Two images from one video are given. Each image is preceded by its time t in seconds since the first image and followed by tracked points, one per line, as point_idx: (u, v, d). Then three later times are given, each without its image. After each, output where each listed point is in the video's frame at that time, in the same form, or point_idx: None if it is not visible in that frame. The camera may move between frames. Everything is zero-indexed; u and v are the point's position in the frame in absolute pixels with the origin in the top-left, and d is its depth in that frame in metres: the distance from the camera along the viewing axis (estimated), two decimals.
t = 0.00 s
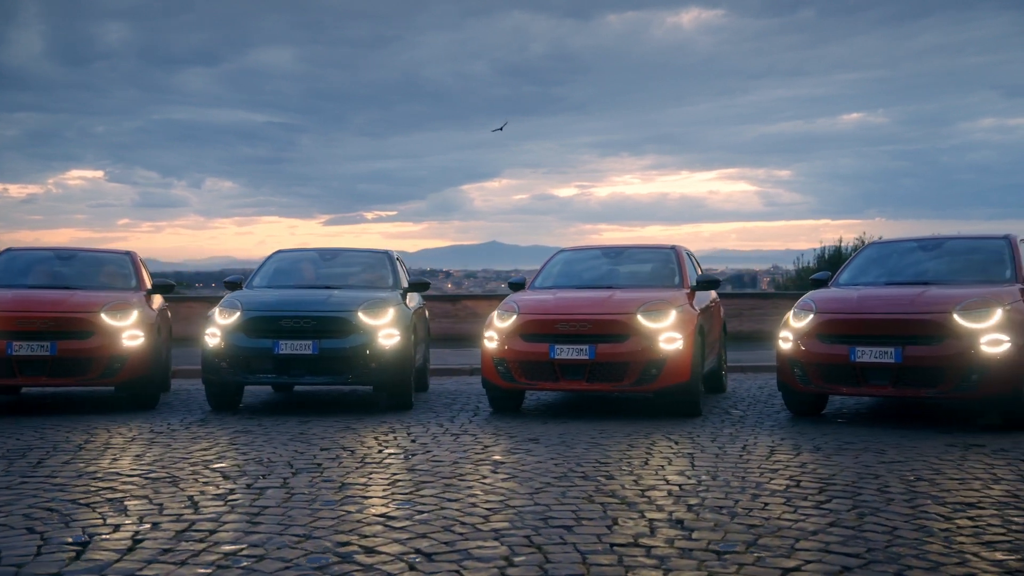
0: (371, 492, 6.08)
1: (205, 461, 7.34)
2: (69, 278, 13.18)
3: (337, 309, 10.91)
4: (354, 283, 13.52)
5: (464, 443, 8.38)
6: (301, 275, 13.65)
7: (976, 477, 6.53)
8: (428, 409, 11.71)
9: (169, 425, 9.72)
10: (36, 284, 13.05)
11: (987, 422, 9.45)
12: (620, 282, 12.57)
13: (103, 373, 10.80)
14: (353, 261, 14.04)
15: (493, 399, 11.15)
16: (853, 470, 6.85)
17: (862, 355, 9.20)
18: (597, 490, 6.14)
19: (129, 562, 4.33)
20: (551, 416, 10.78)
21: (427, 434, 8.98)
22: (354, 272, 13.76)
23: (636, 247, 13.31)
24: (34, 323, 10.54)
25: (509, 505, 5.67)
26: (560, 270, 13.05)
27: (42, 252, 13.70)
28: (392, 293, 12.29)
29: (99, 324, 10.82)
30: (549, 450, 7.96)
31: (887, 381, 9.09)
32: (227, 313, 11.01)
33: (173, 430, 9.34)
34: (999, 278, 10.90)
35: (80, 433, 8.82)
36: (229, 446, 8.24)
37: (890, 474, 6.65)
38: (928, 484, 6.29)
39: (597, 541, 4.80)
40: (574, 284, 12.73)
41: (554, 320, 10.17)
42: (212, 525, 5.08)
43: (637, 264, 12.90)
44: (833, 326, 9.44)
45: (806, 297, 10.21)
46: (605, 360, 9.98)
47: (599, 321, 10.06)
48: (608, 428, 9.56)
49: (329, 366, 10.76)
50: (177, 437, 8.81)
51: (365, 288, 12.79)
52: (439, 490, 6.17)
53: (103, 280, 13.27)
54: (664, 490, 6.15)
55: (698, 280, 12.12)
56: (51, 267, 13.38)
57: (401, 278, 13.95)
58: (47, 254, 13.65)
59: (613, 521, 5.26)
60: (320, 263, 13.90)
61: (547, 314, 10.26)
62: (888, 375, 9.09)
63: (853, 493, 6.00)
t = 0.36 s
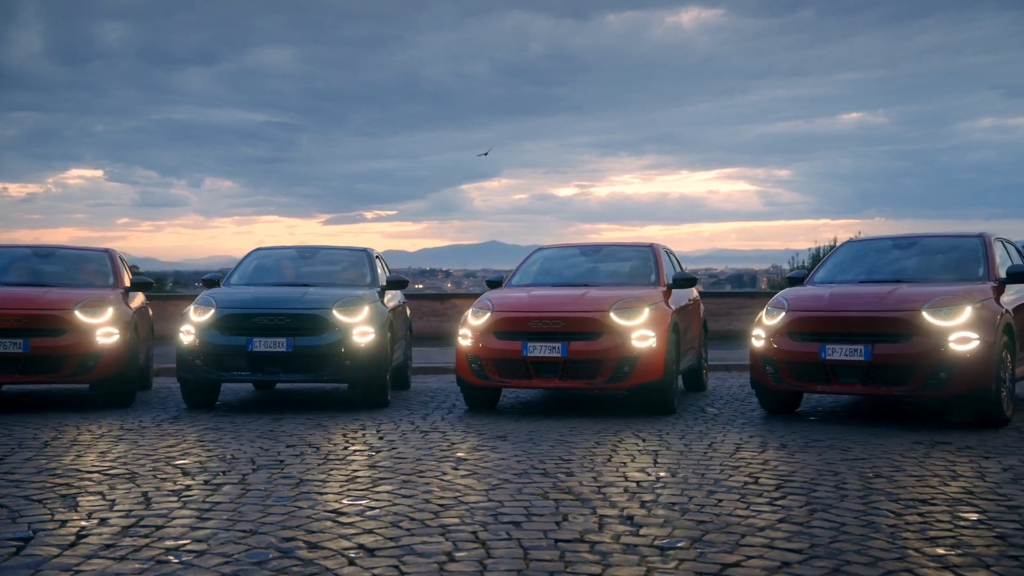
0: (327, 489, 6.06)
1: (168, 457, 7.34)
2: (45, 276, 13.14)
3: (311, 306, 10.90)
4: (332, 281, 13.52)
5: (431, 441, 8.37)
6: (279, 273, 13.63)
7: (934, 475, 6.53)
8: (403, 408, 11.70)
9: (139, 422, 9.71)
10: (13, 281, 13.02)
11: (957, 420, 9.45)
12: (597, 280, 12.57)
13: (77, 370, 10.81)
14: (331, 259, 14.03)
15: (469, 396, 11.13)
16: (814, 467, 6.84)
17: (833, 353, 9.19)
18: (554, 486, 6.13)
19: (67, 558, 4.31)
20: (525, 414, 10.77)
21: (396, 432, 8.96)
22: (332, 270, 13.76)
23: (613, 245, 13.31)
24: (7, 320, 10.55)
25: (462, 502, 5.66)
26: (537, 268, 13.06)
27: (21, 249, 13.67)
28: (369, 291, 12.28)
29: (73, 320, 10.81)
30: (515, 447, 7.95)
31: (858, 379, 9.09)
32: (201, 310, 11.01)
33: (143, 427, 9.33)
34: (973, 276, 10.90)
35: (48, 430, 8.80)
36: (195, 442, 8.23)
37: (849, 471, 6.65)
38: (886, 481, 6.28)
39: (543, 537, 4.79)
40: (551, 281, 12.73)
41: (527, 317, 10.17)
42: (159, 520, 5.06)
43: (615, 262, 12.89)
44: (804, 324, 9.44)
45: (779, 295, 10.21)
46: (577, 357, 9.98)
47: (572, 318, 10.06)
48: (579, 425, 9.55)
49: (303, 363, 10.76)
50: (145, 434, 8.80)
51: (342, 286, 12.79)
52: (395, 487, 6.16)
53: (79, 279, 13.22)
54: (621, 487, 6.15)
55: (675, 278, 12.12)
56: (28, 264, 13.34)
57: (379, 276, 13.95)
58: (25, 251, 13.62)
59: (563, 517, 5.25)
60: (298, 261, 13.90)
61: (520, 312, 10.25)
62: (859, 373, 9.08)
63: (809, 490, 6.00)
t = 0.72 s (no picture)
0: (283, 485, 6.03)
1: (130, 453, 7.31)
2: (22, 272, 13.05)
3: (286, 303, 10.88)
4: (310, 279, 13.48)
5: (400, 438, 8.33)
6: (259, 271, 13.59)
7: (896, 470, 6.51)
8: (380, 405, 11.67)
9: (110, 420, 9.67)
10: None
11: (929, 416, 9.44)
12: (574, 278, 12.55)
13: (50, 367, 10.77)
14: (310, 257, 14.00)
15: (444, 394, 11.10)
16: (776, 464, 6.82)
17: (804, 350, 9.17)
18: (511, 482, 6.11)
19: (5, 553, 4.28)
20: (500, 411, 10.75)
21: (367, 429, 8.93)
22: (310, 268, 13.73)
23: (590, 242, 13.30)
24: None
25: (416, 497, 5.63)
26: (514, 267, 13.04)
27: None
28: (346, 288, 12.26)
29: (46, 317, 10.77)
30: (481, 443, 7.93)
31: (830, 375, 9.07)
32: (176, 308, 10.98)
33: (113, 424, 9.29)
34: (948, 272, 10.90)
35: (16, 427, 8.76)
36: (162, 438, 8.19)
37: (811, 466, 6.63)
38: (846, 476, 6.26)
39: (490, 532, 4.76)
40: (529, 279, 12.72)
41: (500, 314, 10.14)
42: (106, 515, 5.03)
43: (592, 260, 12.88)
44: (776, 321, 9.42)
45: (753, 292, 10.18)
46: (550, 354, 9.95)
47: (545, 315, 10.04)
48: (552, 423, 9.53)
49: (277, 360, 10.74)
50: (114, 430, 8.76)
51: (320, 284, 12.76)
52: (352, 483, 6.13)
53: (55, 276, 13.13)
54: (579, 483, 6.12)
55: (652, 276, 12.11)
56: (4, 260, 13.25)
57: (357, 274, 13.92)
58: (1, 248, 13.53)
59: (514, 512, 5.22)
60: (277, 259, 13.87)
61: (494, 309, 10.23)
62: (830, 369, 9.07)
63: (767, 485, 5.97)
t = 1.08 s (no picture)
0: (238, 488, 5.99)
1: (92, 456, 7.26)
2: None
3: (260, 304, 10.83)
4: (288, 280, 13.43)
5: (368, 440, 8.28)
6: (236, 272, 13.53)
7: (858, 473, 6.48)
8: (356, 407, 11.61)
9: (81, 422, 9.61)
10: None
11: (903, 418, 9.41)
12: (551, 279, 12.51)
13: (24, 368, 10.72)
14: (288, 257, 13.94)
15: (420, 395, 11.05)
16: (740, 467, 6.78)
17: (777, 352, 9.14)
18: (469, 486, 6.06)
19: None
20: (476, 413, 10.70)
21: (337, 431, 8.87)
22: (288, 269, 13.67)
23: (568, 243, 13.26)
24: None
25: (370, 502, 5.58)
26: (492, 268, 13.00)
27: None
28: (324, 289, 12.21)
29: (20, 319, 10.72)
30: (449, 445, 7.88)
31: (802, 377, 9.03)
32: (150, 309, 10.94)
33: (83, 426, 9.23)
34: (924, 273, 10.87)
35: None
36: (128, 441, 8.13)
37: (773, 470, 6.59)
38: (807, 480, 6.22)
39: (436, 537, 4.72)
40: (506, 280, 12.68)
41: (474, 316, 10.10)
42: (52, 520, 4.98)
43: (569, 260, 12.84)
44: (750, 323, 9.38)
45: (727, 293, 10.14)
46: (523, 356, 9.91)
47: (519, 317, 10.00)
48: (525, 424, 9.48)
49: (251, 362, 10.69)
50: (82, 432, 8.71)
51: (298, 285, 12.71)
52: (309, 486, 6.08)
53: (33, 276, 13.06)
54: (537, 486, 6.08)
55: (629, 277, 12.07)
56: None
57: (336, 275, 13.86)
58: None
59: (466, 517, 5.18)
60: (255, 259, 13.82)
61: (468, 310, 10.19)
62: (803, 371, 9.03)
63: (726, 489, 5.93)
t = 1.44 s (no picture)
0: (191, 491, 5.94)
1: (52, 458, 7.21)
2: None
3: (234, 306, 10.78)
4: (266, 281, 13.39)
5: (336, 442, 8.23)
6: (215, 273, 13.49)
7: (820, 476, 6.44)
8: (331, 409, 11.57)
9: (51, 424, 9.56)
10: None
11: (876, 421, 9.37)
12: (528, 280, 12.48)
13: None
14: (266, 258, 13.90)
15: (395, 397, 11.01)
16: (703, 470, 6.73)
17: (749, 354, 9.09)
18: (425, 490, 6.02)
19: None
20: (450, 414, 10.65)
21: (306, 433, 8.83)
22: (267, 270, 13.63)
23: (545, 245, 13.23)
24: None
25: (322, 505, 5.54)
26: (469, 270, 12.97)
27: None
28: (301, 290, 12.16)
29: None
30: (415, 447, 7.84)
31: (774, 379, 8.99)
32: (123, 311, 10.90)
33: (51, 428, 9.18)
34: (897, 275, 10.84)
35: None
36: (93, 443, 8.08)
37: (735, 472, 6.55)
38: (767, 483, 6.18)
39: (381, 543, 4.67)
40: (483, 281, 12.65)
41: (447, 318, 10.06)
42: None
43: (546, 262, 12.81)
44: (722, 325, 9.33)
45: (701, 295, 10.10)
46: (496, 357, 9.87)
47: (492, 318, 9.95)
48: (496, 427, 9.43)
49: (224, 363, 10.64)
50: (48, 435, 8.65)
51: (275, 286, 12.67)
52: (264, 490, 6.03)
53: (12, 276, 12.99)
54: (494, 489, 6.04)
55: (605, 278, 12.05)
56: None
57: (314, 277, 13.82)
58: None
59: (416, 521, 5.13)
60: (233, 260, 13.77)
61: (441, 312, 10.14)
62: (774, 373, 8.99)
63: (683, 492, 5.88)
